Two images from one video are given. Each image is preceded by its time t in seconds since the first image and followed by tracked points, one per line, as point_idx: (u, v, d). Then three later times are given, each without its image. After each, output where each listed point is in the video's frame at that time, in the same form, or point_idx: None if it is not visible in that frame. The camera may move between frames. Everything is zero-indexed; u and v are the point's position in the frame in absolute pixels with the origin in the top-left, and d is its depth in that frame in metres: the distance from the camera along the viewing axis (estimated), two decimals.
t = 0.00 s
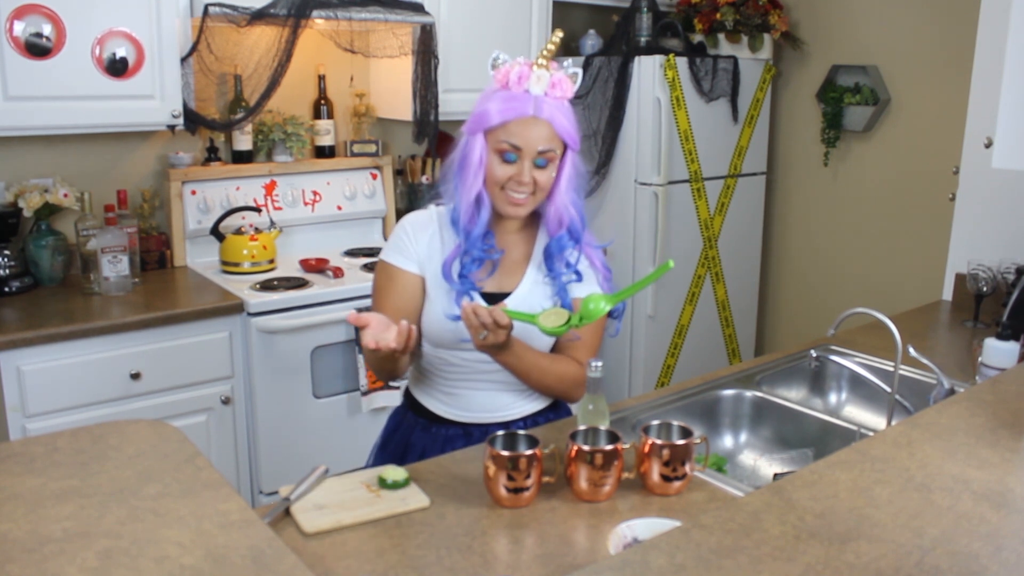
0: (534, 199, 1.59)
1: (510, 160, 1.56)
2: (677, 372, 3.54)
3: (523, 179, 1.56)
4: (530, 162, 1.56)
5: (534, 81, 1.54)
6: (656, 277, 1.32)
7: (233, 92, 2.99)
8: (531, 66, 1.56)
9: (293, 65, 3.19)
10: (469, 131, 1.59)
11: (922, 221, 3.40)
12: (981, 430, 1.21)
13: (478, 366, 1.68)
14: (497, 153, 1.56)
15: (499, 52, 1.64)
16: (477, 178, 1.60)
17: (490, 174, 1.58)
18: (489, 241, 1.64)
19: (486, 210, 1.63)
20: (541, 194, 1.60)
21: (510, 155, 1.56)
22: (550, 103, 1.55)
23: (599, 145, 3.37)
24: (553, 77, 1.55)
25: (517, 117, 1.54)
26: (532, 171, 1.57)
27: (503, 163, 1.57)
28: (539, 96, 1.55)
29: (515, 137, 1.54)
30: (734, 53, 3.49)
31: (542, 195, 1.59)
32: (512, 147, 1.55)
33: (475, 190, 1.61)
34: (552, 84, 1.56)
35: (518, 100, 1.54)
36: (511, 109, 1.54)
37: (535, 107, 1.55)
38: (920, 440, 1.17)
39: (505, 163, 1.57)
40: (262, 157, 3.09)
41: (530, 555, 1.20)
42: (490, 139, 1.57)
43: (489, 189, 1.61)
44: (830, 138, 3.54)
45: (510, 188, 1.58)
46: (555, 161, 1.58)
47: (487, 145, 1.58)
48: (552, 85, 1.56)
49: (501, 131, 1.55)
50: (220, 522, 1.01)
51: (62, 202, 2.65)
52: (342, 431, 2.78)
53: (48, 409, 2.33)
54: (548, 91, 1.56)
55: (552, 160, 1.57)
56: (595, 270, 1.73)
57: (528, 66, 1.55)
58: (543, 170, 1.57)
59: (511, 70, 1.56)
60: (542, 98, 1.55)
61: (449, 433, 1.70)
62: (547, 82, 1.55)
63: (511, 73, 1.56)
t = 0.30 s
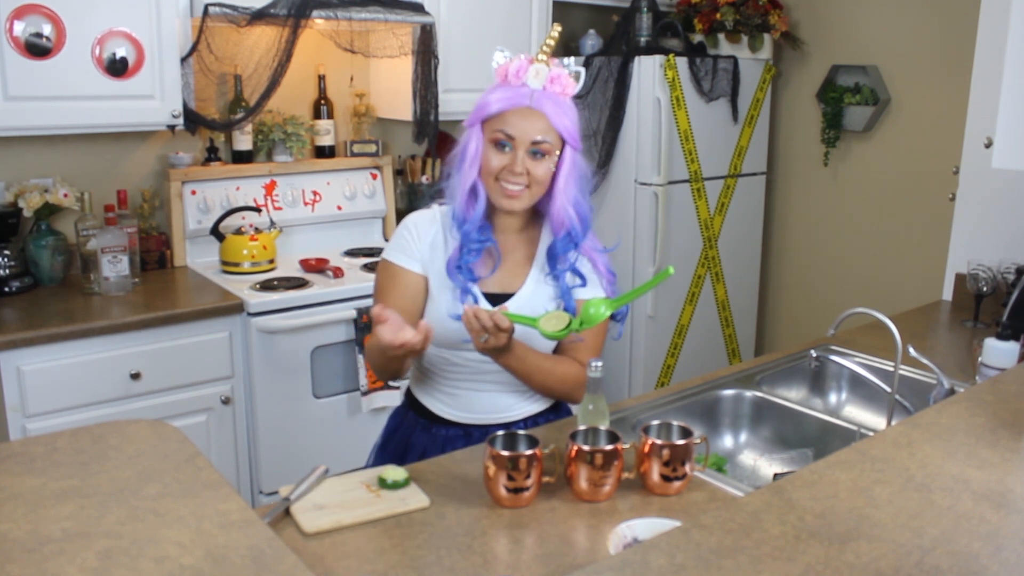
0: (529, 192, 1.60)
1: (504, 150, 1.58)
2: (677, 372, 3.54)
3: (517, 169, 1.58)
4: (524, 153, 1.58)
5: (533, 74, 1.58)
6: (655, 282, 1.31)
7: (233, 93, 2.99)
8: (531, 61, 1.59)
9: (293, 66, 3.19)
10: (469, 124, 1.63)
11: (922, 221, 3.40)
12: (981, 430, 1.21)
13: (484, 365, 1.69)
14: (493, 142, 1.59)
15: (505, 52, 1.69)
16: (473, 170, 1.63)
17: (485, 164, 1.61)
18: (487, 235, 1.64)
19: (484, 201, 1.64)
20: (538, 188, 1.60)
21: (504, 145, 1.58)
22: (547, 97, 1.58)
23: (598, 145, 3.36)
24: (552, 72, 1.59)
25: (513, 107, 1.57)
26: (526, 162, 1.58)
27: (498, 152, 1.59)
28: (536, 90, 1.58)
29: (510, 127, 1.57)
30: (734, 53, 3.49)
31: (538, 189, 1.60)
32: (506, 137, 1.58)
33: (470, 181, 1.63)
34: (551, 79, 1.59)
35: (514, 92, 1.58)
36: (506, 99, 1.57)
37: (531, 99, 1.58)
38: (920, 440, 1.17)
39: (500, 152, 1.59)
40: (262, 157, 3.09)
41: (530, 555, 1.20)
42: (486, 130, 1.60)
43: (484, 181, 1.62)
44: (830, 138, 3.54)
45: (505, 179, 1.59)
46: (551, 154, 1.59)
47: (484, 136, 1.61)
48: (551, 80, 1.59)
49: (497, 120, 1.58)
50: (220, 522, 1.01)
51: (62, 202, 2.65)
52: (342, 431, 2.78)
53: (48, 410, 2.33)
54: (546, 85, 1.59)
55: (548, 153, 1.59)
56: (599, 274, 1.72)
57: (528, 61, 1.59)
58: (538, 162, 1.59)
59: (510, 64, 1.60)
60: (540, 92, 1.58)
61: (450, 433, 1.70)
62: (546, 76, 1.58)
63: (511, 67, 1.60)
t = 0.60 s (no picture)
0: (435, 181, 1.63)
1: (417, 143, 1.58)
2: (677, 372, 3.55)
3: (431, 161, 1.60)
4: (434, 144, 1.60)
5: (427, 61, 1.58)
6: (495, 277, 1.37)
7: (233, 92, 2.96)
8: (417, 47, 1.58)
9: (293, 66, 3.19)
10: (351, 122, 1.57)
11: (922, 221, 3.40)
12: (981, 430, 1.21)
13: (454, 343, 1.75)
14: (404, 136, 1.57)
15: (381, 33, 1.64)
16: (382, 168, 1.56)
17: (399, 161, 1.58)
18: (395, 228, 1.66)
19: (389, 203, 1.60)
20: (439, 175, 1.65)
21: (418, 138, 1.57)
22: (440, 83, 1.60)
23: (599, 146, 3.36)
24: (438, 57, 1.60)
25: (420, 97, 1.56)
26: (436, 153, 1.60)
27: (411, 146, 1.58)
28: (432, 77, 1.59)
29: (422, 119, 1.57)
30: (734, 53, 3.50)
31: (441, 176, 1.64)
32: (422, 129, 1.57)
33: (381, 180, 1.57)
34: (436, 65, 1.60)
35: (418, 81, 1.56)
36: (413, 89, 1.56)
37: (432, 87, 1.58)
38: (920, 440, 1.17)
39: (414, 146, 1.58)
40: (262, 157, 3.09)
41: (530, 555, 1.20)
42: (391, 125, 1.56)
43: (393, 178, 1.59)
44: (830, 138, 3.55)
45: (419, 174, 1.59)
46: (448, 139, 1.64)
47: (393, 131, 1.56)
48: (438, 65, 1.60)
49: (409, 114, 1.56)
50: (220, 522, 1.01)
51: (62, 202, 2.65)
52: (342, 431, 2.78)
53: (49, 409, 2.33)
54: (434, 71, 1.60)
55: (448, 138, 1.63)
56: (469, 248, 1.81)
57: (416, 46, 1.57)
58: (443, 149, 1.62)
59: (397, 51, 1.56)
60: (434, 78, 1.59)
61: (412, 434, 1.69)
62: (434, 63, 1.59)
63: (402, 53, 1.56)
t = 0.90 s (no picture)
0: (451, 176, 1.55)
1: (422, 135, 1.52)
2: (677, 372, 3.55)
3: (439, 154, 1.52)
4: (443, 136, 1.53)
5: (437, 55, 1.52)
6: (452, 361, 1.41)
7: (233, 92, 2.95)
8: (432, 40, 1.53)
9: (293, 66, 3.18)
10: (374, 116, 1.54)
11: (922, 221, 3.40)
12: (981, 430, 1.21)
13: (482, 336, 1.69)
14: (408, 129, 1.52)
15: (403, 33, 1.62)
16: (388, 160, 1.53)
17: (405, 155, 1.53)
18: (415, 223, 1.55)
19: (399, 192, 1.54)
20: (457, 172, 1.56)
21: (422, 130, 1.52)
22: (456, 75, 1.54)
23: (599, 146, 3.36)
24: (456, 51, 1.53)
25: (424, 90, 1.51)
26: (448, 146, 1.53)
27: (417, 139, 1.52)
28: (444, 70, 1.53)
29: (425, 110, 1.51)
30: (734, 53, 3.50)
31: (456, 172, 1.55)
32: (424, 120, 1.51)
33: (386, 173, 1.53)
34: (455, 58, 1.54)
35: (421, 75, 1.52)
36: (417, 82, 1.51)
37: (442, 81, 1.52)
38: (920, 440, 1.17)
39: (419, 139, 1.52)
40: (262, 157, 3.09)
41: (530, 555, 1.20)
42: (399, 117, 1.52)
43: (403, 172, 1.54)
44: (830, 138, 3.55)
45: (425, 168, 1.53)
46: (469, 133, 1.56)
47: (399, 125, 1.53)
48: (455, 58, 1.54)
49: (409, 107, 1.51)
50: (220, 522, 1.01)
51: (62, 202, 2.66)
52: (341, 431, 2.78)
53: (48, 409, 2.33)
54: (452, 64, 1.53)
55: (466, 131, 1.55)
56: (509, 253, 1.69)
57: (430, 41, 1.53)
58: (457, 143, 1.54)
59: (411, 47, 1.53)
60: (448, 71, 1.53)
61: (423, 432, 1.64)
62: (450, 55, 1.53)
63: (412, 50, 1.53)
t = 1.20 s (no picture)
0: (466, 177, 1.51)
1: (438, 134, 1.49)
2: (677, 372, 3.55)
3: (453, 153, 1.49)
4: (459, 135, 1.49)
5: (460, 53, 1.50)
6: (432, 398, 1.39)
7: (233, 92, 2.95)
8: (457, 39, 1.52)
9: (293, 65, 3.18)
10: (394, 114, 1.53)
11: (923, 221, 3.40)
12: (981, 430, 1.21)
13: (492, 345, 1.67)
14: (425, 127, 1.50)
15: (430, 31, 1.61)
16: (405, 160, 1.52)
17: (420, 154, 1.51)
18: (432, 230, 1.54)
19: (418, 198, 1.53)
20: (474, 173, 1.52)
21: (438, 127, 1.49)
22: (476, 75, 1.51)
23: (599, 146, 3.36)
24: (480, 50, 1.52)
25: (443, 87, 1.49)
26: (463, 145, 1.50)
27: (432, 137, 1.50)
28: (466, 69, 1.51)
29: (442, 107, 1.48)
30: (734, 53, 3.50)
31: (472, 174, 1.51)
32: (440, 118, 1.48)
33: (404, 173, 1.52)
34: (478, 57, 1.52)
35: (442, 72, 1.50)
36: (436, 80, 1.49)
37: (462, 80, 1.50)
38: (920, 440, 1.17)
39: (434, 137, 1.50)
40: (262, 157, 3.09)
41: (530, 555, 1.20)
42: (416, 115, 1.51)
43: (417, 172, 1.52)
44: (830, 138, 3.55)
45: (439, 167, 1.50)
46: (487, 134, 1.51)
47: (416, 122, 1.50)
48: (478, 58, 1.52)
49: (427, 103, 1.49)
50: (220, 522, 1.01)
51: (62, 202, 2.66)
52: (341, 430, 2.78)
53: (48, 409, 2.33)
54: (474, 64, 1.52)
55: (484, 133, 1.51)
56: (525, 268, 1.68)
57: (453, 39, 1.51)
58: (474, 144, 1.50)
59: (436, 44, 1.52)
60: (469, 71, 1.51)
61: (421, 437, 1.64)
62: (474, 54, 1.51)
63: (436, 47, 1.52)
